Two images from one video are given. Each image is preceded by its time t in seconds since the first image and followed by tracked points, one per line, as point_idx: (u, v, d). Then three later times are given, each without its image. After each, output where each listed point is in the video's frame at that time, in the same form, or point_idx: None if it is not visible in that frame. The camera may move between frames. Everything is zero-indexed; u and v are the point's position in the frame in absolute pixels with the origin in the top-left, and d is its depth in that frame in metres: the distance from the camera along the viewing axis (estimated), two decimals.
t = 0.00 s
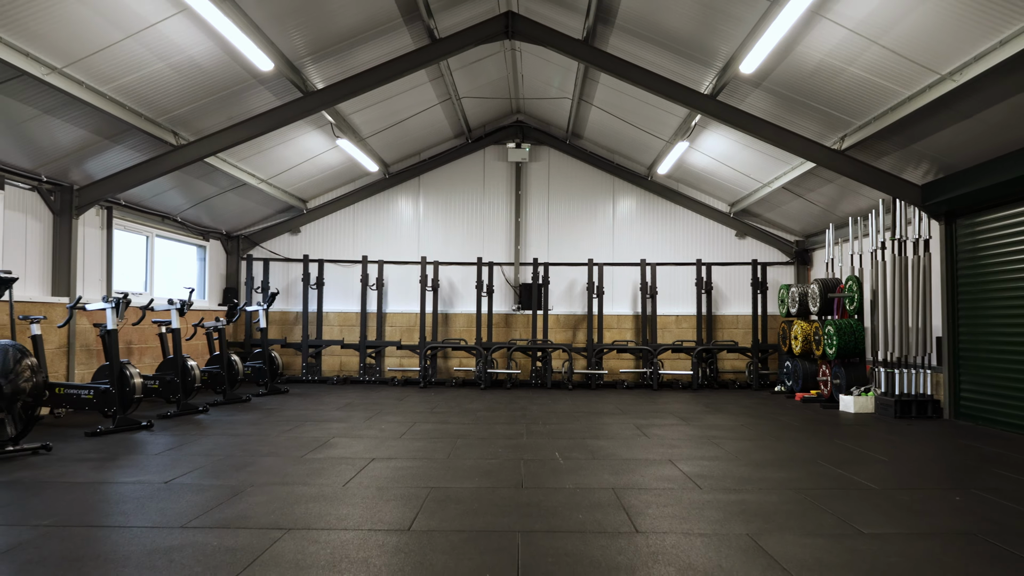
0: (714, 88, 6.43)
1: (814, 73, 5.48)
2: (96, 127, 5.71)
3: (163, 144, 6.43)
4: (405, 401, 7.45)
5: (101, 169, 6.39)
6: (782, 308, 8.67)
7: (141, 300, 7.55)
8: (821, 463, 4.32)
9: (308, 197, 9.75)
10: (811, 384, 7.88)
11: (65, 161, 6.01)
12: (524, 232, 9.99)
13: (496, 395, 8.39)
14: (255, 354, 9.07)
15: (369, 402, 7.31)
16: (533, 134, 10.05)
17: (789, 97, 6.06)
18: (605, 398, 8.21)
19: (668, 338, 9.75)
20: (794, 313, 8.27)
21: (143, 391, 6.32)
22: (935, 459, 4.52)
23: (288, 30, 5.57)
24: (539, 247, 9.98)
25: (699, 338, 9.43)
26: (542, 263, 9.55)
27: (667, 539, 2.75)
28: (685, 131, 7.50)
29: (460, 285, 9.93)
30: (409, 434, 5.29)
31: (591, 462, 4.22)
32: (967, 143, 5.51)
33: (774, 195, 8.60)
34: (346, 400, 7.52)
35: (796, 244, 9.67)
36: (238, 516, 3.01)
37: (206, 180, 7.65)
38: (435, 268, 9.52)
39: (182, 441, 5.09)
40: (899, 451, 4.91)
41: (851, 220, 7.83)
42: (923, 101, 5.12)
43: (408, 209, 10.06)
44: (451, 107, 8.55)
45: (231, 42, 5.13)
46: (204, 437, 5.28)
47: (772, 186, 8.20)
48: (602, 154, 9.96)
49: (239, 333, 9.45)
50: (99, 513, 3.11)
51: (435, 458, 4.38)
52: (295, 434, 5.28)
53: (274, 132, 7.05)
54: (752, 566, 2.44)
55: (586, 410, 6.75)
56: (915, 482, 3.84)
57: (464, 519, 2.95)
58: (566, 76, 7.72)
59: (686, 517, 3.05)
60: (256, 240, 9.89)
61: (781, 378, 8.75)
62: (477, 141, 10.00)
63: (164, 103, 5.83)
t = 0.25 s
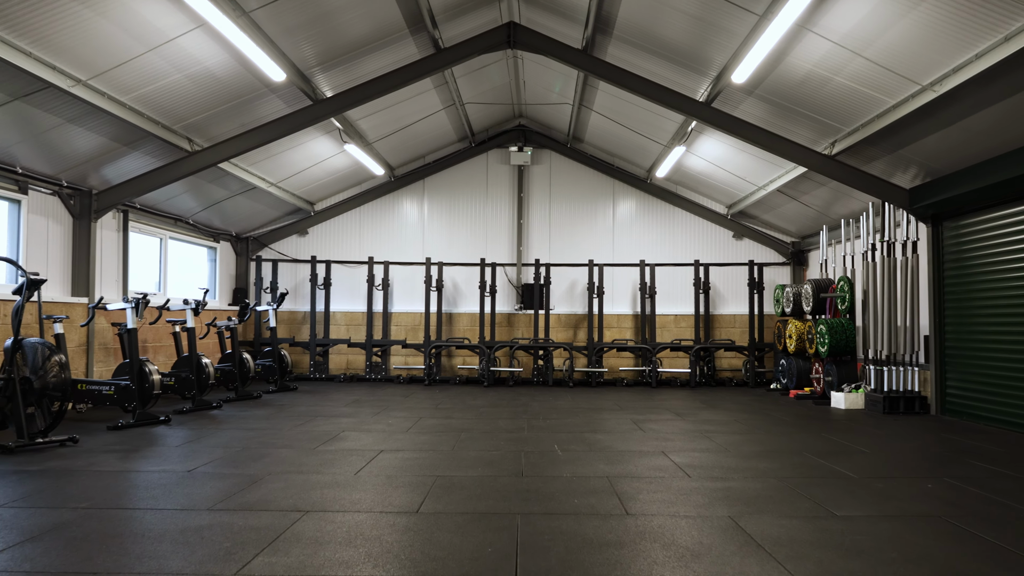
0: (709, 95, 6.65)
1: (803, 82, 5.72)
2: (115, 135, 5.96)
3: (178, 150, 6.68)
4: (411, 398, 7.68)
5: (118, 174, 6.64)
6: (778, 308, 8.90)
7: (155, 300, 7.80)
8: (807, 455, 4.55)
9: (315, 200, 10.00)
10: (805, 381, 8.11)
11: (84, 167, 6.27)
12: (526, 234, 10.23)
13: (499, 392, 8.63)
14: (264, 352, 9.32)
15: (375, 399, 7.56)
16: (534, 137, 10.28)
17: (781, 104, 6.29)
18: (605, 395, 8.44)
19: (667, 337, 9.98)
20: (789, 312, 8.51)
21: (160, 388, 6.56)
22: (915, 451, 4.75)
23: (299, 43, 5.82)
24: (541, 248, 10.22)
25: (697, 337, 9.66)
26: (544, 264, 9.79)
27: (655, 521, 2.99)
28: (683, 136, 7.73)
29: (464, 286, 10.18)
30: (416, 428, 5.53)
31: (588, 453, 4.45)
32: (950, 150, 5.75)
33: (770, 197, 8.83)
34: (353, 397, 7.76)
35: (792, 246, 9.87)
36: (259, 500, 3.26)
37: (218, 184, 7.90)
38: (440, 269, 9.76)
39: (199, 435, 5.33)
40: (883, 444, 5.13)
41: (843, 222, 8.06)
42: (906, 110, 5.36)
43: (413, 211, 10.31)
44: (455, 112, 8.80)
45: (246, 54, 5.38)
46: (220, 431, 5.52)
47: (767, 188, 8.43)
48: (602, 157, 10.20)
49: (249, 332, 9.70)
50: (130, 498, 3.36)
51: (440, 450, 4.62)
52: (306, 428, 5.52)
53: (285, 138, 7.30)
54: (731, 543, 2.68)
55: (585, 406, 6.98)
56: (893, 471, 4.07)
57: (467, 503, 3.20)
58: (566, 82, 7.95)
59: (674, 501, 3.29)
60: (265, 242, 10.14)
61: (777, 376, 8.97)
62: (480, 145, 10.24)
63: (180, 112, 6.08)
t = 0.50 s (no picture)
0: (704, 101, 6.86)
1: (793, 90, 5.93)
2: (130, 141, 6.18)
3: (190, 155, 6.90)
4: (415, 395, 7.90)
5: (132, 179, 6.87)
6: (773, 307, 9.11)
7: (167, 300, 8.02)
8: (794, 448, 4.77)
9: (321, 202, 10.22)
10: (799, 379, 8.33)
11: (100, 172, 6.49)
12: (528, 236, 10.44)
13: (501, 390, 8.83)
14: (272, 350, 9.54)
15: (380, 396, 7.77)
16: (535, 140, 10.49)
17: (773, 110, 6.50)
18: (604, 392, 8.65)
19: (665, 336, 10.19)
20: (784, 312, 8.72)
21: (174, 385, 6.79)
22: (899, 445, 4.96)
23: (307, 52, 6.04)
24: (542, 249, 10.43)
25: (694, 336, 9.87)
26: (545, 265, 9.99)
27: (645, 506, 3.20)
28: (680, 140, 7.95)
29: (467, 286, 10.39)
30: (421, 423, 5.76)
31: (585, 446, 4.67)
32: (936, 155, 5.96)
33: (765, 200, 9.03)
34: (359, 394, 7.97)
35: (788, 246, 10.08)
36: (275, 488, 3.48)
37: (227, 187, 8.12)
38: (443, 269, 9.98)
39: (212, 430, 5.55)
40: (870, 439, 5.34)
41: (836, 224, 8.26)
42: (892, 117, 5.57)
43: (417, 213, 10.53)
44: (458, 116, 9.01)
45: (257, 64, 5.60)
46: (232, 426, 5.74)
47: (762, 191, 8.64)
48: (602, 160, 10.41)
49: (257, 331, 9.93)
50: (153, 486, 3.58)
51: (444, 443, 4.84)
52: (315, 423, 5.74)
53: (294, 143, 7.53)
54: (714, 526, 2.89)
55: (585, 403, 7.18)
56: (875, 463, 4.28)
57: (470, 491, 3.41)
58: (566, 88, 8.16)
59: (664, 489, 3.51)
60: (272, 243, 10.36)
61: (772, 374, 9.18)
62: (483, 148, 10.45)
63: (193, 119, 6.30)
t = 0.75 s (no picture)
0: (701, 108, 7.09)
1: (785, 99, 6.16)
2: (146, 148, 6.42)
3: (204, 161, 7.14)
4: (419, 394, 8.13)
5: (147, 184, 7.11)
6: (770, 307, 9.34)
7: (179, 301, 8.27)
8: (784, 442, 4.99)
9: (328, 204, 10.46)
10: (794, 377, 8.57)
11: (117, 178, 6.74)
12: (530, 237, 10.68)
13: (503, 388, 9.06)
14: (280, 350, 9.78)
15: (387, 394, 8.00)
16: (537, 144, 10.73)
17: (767, 118, 6.73)
18: (604, 390, 8.88)
19: (664, 336, 10.41)
20: (780, 312, 8.96)
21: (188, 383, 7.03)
22: (885, 440, 5.18)
23: (316, 63, 6.27)
24: (544, 250, 10.67)
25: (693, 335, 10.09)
26: (546, 266, 10.22)
27: (639, 494, 3.43)
28: (677, 145, 8.18)
29: (470, 286, 10.62)
30: (426, 419, 5.99)
31: (585, 440, 4.90)
32: (923, 161, 6.18)
33: (761, 203, 9.26)
34: (366, 392, 8.20)
35: (784, 248, 10.30)
36: (293, 478, 3.71)
37: (238, 191, 8.36)
38: (447, 270, 10.21)
39: (227, 425, 5.80)
40: (857, 434, 5.57)
41: (830, 227, 8.47)
42: (880, 126, 5.79)
43: (422, 215, 10.77)
44: (461, 122, 9.25)
45: (270, 75, 5.83)
46: (246, 422, 5.98)
47: (758, 194, 8.87)
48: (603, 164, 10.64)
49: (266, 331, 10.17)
50: (178, 476, 3.82)
51: (450, 437, 5.07)
52: (325, 419, 5.98)
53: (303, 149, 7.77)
54: (701, 511, 3.12)
55: (585, 401, 7.42)
56: (859, 456, 4.50)
57: (475, 480, 3.64)
58: (567, 94, 8.39)
59: (657, 480, 3.74)
60: (280, 244, 10.60)
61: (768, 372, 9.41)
62: (486, 152, 10.69)
63: (208, 126, 6.54)
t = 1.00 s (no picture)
0: (698, 114, 7.30)
1: (779, 106, 6.37)
2: (162, 154, 6.65)
3: (216, 165, 7.36)
4: (424, 391, 8.34)
5: (161, 187, 7.33)
6: (766, 307, 9.56)
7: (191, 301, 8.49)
8: (775, 437, 5.20)
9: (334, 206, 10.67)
10: (790, 375, 8.79)
11: (132, 182, 6.96)
12: (531, 238, 10.90)
13: (505, 386, 9.27)
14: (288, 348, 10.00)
15: (392, 392, 8.22)
16: (539, 147, 10.94)
17: (762, 123, 6.94)
18: (604, 389, 9.09)
19: (664, 335, 10.63)
20: (776, 312, 9.17)
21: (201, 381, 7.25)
22: (873, 435, 5.38)
23: (326, 71, 6.49)
24: (545, 251, 10.88)
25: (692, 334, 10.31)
26: (548, 267, 10.44)
27: (635, 483, 3.65)
28: (675, 149, 8.39)
29: (473, 287, 10.84)
30: (431, 415, 6.20)
31: (585, 435, 5.11)
32: (913, 165, 6.38)
33: (758, 205, 9.47)
34: (372, 390, 8.41)
35: (781, 249, 10.51)
36: (308, 469, 3.93)
37: (247, 194, 8.58)
38: (451, 271, 10.43)
39: (240, 421, 6.01)
40: (848, 429, 5.78)
41: (825, 228, 8.68)
42: (870, 132, 6.00)
43: (425, 217, 10.99)
44: (464, 126, 9.46)
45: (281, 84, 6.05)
46: (258, 417, 6.20)
47: (755, 197, 9.08)
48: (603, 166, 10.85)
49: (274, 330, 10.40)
50: (199, 467, 4.04)
51: (455, 432, 5.29)
52: (334, 415, 6.19)
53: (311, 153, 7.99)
54: (693, 498, 3.34)
55: (585, 399, 7.63)
56: (847, 449, 4.71)
57: (480, 471, 3.86)
58: (568, 99, 8.61)
59: (653, 470, 3.95)
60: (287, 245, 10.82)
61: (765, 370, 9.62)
62: (488, 155, 10.91)
63: (221, 132, 6.76)
